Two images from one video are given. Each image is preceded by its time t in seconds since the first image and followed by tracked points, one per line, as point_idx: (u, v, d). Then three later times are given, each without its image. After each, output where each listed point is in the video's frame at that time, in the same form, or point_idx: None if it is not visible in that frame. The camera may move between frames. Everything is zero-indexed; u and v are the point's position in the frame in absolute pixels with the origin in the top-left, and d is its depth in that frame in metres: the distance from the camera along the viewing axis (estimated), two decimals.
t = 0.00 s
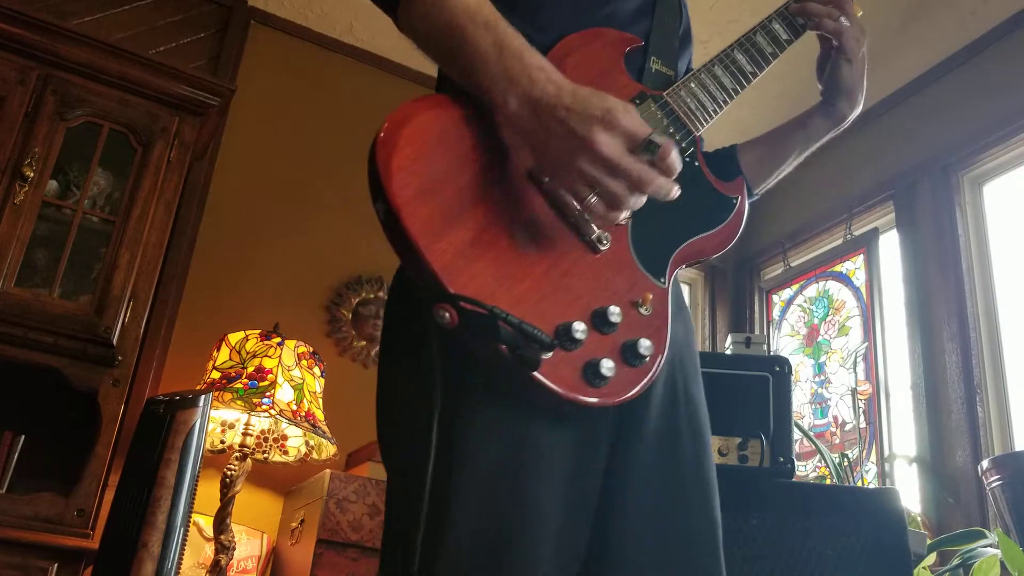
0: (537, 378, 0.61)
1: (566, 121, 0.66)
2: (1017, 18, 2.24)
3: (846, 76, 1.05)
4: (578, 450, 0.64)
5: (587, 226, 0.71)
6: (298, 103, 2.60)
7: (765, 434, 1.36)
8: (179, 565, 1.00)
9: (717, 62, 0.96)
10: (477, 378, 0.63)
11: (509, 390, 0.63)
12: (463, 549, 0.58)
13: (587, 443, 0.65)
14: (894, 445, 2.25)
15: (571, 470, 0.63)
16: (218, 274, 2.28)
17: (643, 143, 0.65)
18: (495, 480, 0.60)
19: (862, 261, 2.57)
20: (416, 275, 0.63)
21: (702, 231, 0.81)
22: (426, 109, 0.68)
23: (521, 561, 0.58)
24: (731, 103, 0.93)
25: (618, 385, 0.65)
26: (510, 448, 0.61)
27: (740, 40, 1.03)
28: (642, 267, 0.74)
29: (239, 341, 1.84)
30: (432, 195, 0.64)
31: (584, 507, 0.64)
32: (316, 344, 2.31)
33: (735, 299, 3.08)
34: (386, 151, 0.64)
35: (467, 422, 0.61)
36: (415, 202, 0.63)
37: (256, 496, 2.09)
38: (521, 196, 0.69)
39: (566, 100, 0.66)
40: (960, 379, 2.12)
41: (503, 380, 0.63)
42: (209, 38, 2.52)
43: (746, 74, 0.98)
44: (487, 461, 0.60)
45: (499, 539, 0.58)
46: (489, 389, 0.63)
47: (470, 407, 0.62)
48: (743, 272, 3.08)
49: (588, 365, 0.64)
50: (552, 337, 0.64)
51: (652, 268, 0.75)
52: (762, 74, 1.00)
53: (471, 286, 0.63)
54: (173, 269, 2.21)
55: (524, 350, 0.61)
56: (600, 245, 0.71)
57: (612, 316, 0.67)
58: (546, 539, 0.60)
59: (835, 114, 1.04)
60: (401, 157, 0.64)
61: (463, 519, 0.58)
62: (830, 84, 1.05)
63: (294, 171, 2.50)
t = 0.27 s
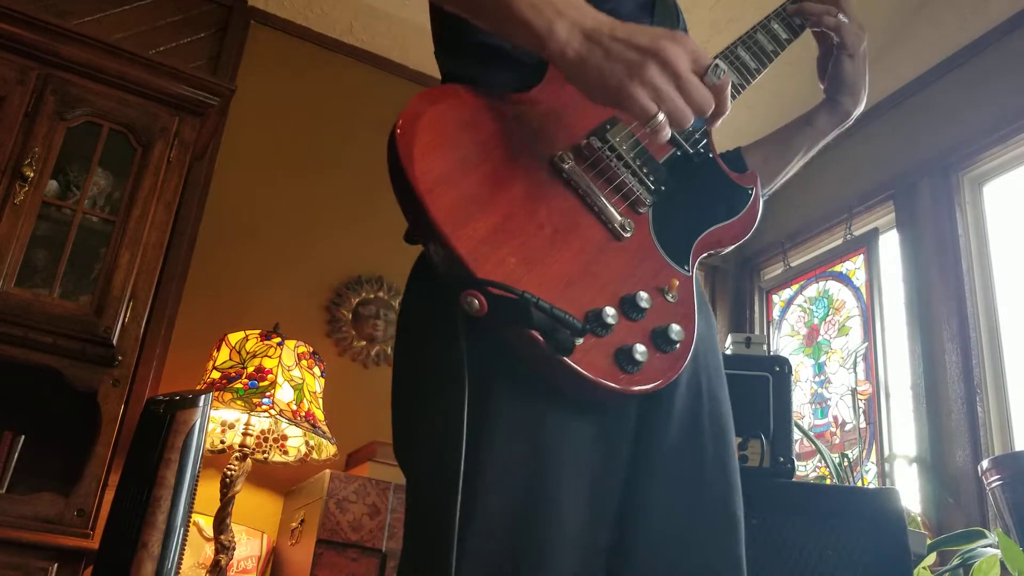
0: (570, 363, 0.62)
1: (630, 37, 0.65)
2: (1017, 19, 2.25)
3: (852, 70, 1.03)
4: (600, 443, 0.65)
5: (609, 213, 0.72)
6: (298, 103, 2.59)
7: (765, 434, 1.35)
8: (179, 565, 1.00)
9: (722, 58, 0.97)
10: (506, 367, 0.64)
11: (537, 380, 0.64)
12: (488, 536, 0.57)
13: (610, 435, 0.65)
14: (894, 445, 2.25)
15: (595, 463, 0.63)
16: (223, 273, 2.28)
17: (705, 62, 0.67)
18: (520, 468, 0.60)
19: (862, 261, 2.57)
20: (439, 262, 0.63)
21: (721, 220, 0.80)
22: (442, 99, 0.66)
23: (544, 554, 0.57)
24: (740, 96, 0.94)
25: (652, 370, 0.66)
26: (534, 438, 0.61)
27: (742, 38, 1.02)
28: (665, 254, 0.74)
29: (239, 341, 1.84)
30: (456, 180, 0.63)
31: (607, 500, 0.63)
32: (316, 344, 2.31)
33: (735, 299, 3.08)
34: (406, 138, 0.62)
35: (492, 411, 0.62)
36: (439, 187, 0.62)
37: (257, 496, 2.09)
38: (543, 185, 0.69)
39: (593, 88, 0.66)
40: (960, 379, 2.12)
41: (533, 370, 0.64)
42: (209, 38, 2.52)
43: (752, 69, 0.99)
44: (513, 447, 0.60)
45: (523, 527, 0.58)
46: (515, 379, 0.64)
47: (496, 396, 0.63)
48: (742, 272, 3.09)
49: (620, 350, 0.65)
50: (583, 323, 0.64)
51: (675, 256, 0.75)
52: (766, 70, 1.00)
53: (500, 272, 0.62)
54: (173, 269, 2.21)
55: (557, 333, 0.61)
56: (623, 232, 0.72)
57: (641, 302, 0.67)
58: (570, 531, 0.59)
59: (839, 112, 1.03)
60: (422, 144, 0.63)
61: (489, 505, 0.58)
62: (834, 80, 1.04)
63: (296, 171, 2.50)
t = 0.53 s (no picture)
0: (585, 368, 0.61)
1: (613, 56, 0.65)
2: (1017, 18, 2.24)
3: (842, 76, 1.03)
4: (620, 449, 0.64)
5: (618, 217, 0.71)
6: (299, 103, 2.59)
7: (766, 435, 1.32)
8: (178, 565, 1.00)
9: (722, 66, 0.96)
10: (522, 373, 0.64)
11: (554, 385, 0.64)
12: (508, 544, 0.57)
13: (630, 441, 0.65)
14: (895, 445, 2.25)
15: (616, 470, 0.62)
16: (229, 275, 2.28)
17: (693, 66, 0.67)
18: (539, 475, 0.59)
19: (863, 261, 2.57)
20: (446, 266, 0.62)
21: (730, 224, 0.79)
22: (445, 107, 0.67)
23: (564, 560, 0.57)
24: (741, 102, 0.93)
25: (668, 376, 0.65)
26: (553, 444, 0.60)
27: (738, 47, 1.02)
28: (674, 259, 0.73)
29: (238, 341, 1.83)
30: (461, 187, 0.63)
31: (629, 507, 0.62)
32: (317, 345, 2.31)
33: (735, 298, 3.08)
34: (410, 147, 0.62)
35: (509, 417, 0.61)
36: (444, 194, 0.62)
37: (256, 496, 2.09)
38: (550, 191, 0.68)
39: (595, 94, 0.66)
40: (960, 379, 2.12)
41: (551, 376, 0.64)
42: (209, 38, 2.52)
43: (751, 76, 0.98)
44: (531, 453, 0.60)
45: (544, 534, 0.57)
46: (531, 384, 0.63)
47: (513, 402, 0.62)
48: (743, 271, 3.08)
49: (636, 355, 0.64)
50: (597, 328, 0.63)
51: (686, 261, 0.75)
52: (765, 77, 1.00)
53: (511, 278, 0.61)
54: (173, 269, 2.21)
55: (573, 338, 0.59)
56: (632, 237, 0.71)
57: (653, 306, 0.66)
58: (591, 539, 0.59)
59: (827, 119, 1.02)
60: (426, 152, 0.63)
61: (508, 512, 0.58)
62: (823, 88, 1.04)
63: (298, 172, 2.50)
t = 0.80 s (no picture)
0: (583, 376, 0.61)
1: (574, 107, 0.65)
2: (1017, 19, 2.24)
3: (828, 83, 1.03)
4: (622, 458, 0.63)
5: (610, 223, 0.70)
6: (299, 104, 2.59)
7: (765, 434, 1.34)
8: (178, 565, 1.00)
9: (714, 70, 0.96)
10: (520, 384, 0.62)
11: (552, 395, 0.63)
12: (508, 555, 0.56)
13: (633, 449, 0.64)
14: (895, 445, 2.25)
15: (616, 473, 0.62)
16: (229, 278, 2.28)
17: (656, 117, 0.66)
18: (538, 484, 0.58)
19: (863, 261, 2.57)
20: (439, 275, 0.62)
21: (723, 229, 0.80)
22: (436, 116, 0.66)
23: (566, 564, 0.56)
24: (733, 107, 0.92)
25: (666, 383, 0.65)
26: (552, 453, 0.60)
27: (733, 51, 1.02)
28: (669, 263, 0.74)
29: (239, 341, 1.83)
30: (453, 192, 0.63)
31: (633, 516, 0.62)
32: (316, 345, 2.31)
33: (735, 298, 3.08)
34: (401, 159, 0.62)
35: (508, 425, 0.60)
36: (437, 203, 0.62)
37: (257, 497, 2.09)
38: (546, 194, 0.68)
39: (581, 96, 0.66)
40: (960, 379, 2.12)
41: (550, 387, 0.63)
42: (209, 38, 2.52)
43: (744, 81, 0.97)
44: (531, 460, 0.59)
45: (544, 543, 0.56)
46: (529, 393, 0.62)
47: (510, 410, 0.61)
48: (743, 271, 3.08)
49: (632, 361, 0.64)
50: (593, 335, 0.63)
51: (682, 266, 0.75)
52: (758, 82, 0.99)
53: (505, 287, 0.61)
54: (173, 269, 2.20)
55: (568, 346, 0.60)
56: (627, 244, 0.71)
57: (649, 312, 0.67)
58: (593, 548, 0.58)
59: (808, 124, 1.02)
60: (418, 162, 0.62)
61: (508, 521, 0.56)
62: (809, 90, 1.03)
63: (298, 174, 2.50)
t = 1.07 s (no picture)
0: (569, 366, 0.60)
1: (571, 100, 0.66)
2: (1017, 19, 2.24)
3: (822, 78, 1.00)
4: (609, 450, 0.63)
5: (601, 212, 0.70)
6: (298, 103, 2.59)
7: (765, 434, 1.34)
8: (179, 565, 0.99)
9: (717, 58, 0.96)
10: (505, 377, 0.62)
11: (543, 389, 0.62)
12: (493, 547, 0.56)
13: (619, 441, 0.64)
14: (895, 445, 2.25)
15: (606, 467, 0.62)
16: (226, 276, 2.28)
17: (650, 110, 0.69)
18: (524, 477, 0.58)
19: (863, 261, 2.57)
20: (429, 266, 0.62)
21: (718, 220, 0.79)
22: (428, 105, 0.66)
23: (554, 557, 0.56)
24: (736, 95, 0.92)
25: (652, 373, 0.64)
26: (538, 445, 0.59)
27: (737, 39, 1.01)
28: (661, 254, 0.73)
29: (239, 341, 1.83)
30: (443, 182, 0.63)
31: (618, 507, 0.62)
32: (316, 345, 2.31)
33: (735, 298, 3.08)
34: (393, 146, 0.62)
35: (496, 419, 0.60)
36: (427, 191, 0.62)
37: (257, 496, 2.09)
38: (534, 184, 0.69)
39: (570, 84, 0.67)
40: (960, 379, 2.12)
41: (535, 377, 0.62)
42: (209, 37, 2.52)
43: (748, 69, 0.97)
44: (516, 454, 0.59)
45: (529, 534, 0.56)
46: (515, 386, 0.62)
47: (497, 404, 0.61)
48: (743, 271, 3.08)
49: (618, 352, 0.63)
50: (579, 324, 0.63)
51: (674, 256, 0.74)
52: (762, 71, 0.99)
53: (493, 275, 0.61)
54: (173, 269, 2.20)
55: (554, 334, 0.59)
56: (618, 233, 0.71)
57: (637, 303, 0.66)
58: (578, 538, 0.58)
59: (796, 118, 1.02)
60: (409, 151, 0.63)
61: (493, 515, 0.56)
62: (802, 82, 1.02)
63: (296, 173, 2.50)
